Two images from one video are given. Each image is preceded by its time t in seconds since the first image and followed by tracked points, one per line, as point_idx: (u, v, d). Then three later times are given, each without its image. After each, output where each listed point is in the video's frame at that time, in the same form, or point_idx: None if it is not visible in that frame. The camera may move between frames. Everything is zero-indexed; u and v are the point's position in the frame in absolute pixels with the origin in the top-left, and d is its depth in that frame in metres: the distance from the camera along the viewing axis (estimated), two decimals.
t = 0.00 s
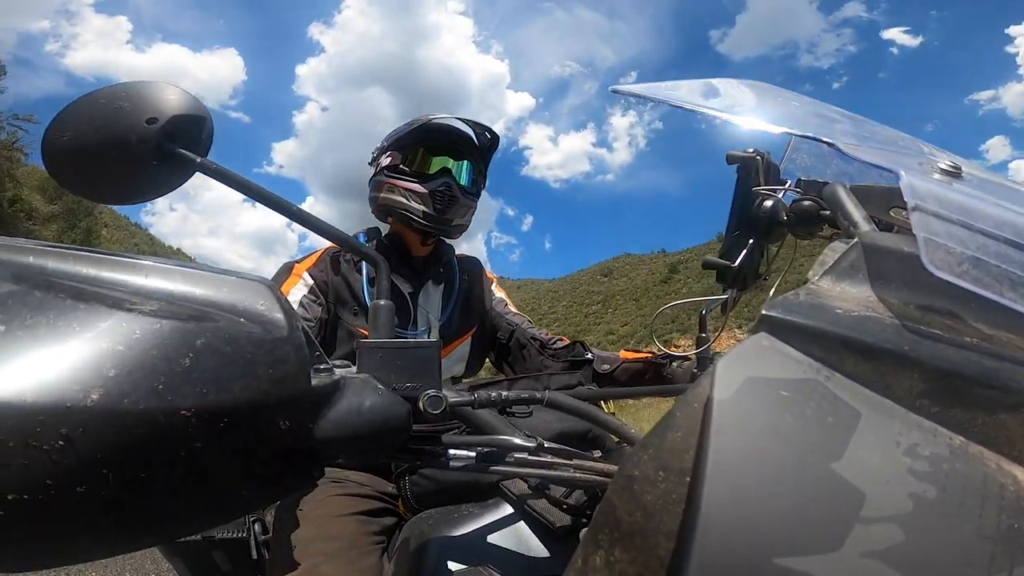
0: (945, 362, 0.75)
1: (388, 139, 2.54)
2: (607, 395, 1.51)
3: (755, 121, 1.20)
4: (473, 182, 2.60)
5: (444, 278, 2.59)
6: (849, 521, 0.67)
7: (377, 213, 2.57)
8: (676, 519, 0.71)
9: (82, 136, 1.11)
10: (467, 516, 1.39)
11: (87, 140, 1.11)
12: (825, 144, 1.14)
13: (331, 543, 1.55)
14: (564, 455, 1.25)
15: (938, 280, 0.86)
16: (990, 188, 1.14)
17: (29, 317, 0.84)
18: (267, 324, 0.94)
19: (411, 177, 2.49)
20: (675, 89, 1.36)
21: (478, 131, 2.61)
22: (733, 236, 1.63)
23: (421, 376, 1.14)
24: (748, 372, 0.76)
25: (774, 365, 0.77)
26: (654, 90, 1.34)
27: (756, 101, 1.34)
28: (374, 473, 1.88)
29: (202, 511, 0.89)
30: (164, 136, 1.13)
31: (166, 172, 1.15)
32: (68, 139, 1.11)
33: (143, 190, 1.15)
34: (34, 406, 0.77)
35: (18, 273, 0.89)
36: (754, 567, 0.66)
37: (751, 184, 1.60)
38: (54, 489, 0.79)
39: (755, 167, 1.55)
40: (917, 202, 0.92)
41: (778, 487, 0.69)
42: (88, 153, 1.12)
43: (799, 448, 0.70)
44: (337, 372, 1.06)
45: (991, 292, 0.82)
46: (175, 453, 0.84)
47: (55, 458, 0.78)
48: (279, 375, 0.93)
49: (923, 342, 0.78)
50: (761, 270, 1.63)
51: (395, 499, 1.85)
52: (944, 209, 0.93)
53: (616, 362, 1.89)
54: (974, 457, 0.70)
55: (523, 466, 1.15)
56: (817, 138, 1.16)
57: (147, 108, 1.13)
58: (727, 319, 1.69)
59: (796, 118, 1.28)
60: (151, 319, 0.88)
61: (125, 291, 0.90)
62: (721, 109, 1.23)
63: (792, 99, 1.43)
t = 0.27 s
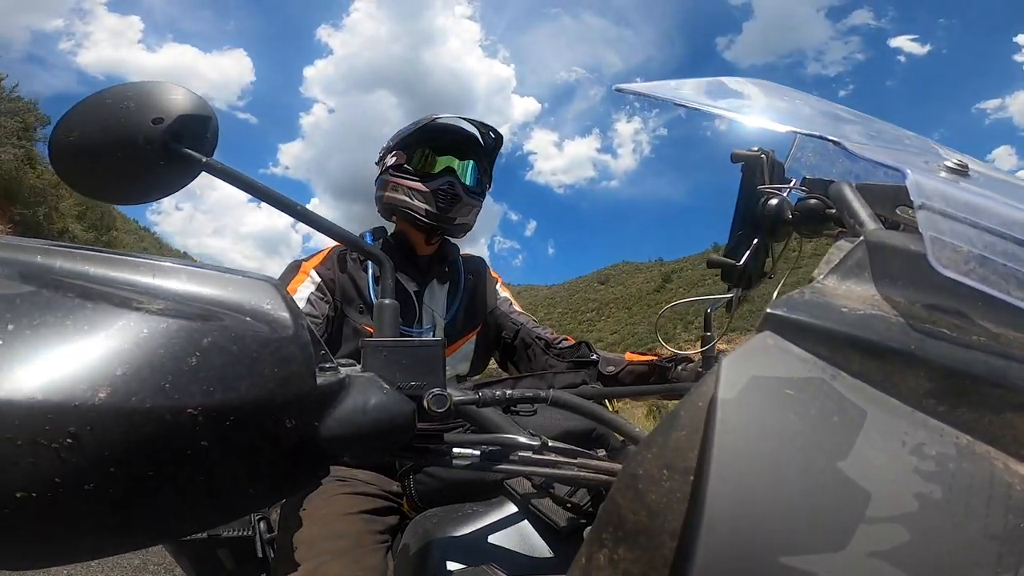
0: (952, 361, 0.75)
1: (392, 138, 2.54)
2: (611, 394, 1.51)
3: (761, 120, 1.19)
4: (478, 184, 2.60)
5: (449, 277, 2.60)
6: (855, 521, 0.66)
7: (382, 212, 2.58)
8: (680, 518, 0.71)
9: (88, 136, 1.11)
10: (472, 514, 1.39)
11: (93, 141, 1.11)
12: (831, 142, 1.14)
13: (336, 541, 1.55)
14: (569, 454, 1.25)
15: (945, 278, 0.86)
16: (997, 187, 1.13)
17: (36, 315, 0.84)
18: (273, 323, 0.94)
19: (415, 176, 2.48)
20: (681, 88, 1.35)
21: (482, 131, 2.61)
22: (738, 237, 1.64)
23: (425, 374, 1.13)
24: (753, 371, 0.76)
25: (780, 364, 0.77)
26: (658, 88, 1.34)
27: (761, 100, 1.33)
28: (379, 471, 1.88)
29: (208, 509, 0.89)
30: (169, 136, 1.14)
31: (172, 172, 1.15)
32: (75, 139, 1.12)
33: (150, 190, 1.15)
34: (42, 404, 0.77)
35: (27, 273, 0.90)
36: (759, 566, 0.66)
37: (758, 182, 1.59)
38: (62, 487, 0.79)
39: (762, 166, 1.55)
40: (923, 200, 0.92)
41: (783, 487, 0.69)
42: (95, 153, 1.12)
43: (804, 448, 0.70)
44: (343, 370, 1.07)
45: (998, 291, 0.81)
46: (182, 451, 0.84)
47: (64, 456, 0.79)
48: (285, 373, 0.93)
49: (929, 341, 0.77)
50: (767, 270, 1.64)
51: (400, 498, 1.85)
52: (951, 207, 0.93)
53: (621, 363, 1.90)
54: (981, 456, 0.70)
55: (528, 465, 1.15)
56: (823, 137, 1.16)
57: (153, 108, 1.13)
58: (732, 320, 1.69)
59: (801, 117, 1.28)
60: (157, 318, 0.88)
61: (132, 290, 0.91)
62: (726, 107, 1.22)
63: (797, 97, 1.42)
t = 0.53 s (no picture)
0: (959, 359, 0.74)
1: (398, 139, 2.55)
2: (615, 394, 1.50)
3: (765, 119, 1.19)
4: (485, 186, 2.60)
5: (454, 279, 2.61)
6: (862, 521, 0.66)
7: (387, 214, 2.59)
8: (686, 518, 0.71)
9: (94, 140, 1.12)
10: (477, 515, 1.39)
11: (99, 145, 1.12)
12: (836, 141, 1.14)
13: (341, 542, 1.55)
14: (573, 455, 1.24)
15: (952, 276, 0.85)
16: (1003, 184, 1.13)
17: (44, 318, 0.85)
18: (277, 325, 0.94)
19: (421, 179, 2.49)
20: (685, 87, 1.35)
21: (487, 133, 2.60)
22: (742, 237, 1.64)
23: (429, 375, 1.13)
24: (758, 371, 0.75)
25: (785, 364, 0.76)
26: (661, 89, 1.34)
27: (765, 99, 1.33)
28: (384, 472, 1.88)
29: (213, 511, 0.89)
30: (174, 139, 1.14)
31: (177, 175, 1.15)
32: (80, 144, 1.12)
33: (155, 194, 1.16)
34: (50, 407, 0.78)
35: (35, 278, 0.90)
36: (766, 566, 0.66)
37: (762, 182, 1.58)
38: (70, 489, 0.79)
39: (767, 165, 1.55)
40: (928, 198, 0.91)
41: (790, 487, 0.68)
42: (100, 157, 1.12)
43: (811, 448, 0.70)
44: (347, 372, 1.07)
45: (1005, 288, 0.81)
46: (188, 453, 0.84)
47: (71, 458, 0.79)
48: (290, 375, 0.93)
49: (936, 340, 0.77)
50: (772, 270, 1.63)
51: (405, 499, 1.85)
52: (956, 205, 0.92)
53: (626, 364, 1.89)
54: (989, 455, 0.69)
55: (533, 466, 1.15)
56: (828, 135, 1.15)
57: (158, 112, 1.13)
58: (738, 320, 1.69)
59: (805, 116, 1.27)
60: (164, 321, 0.88)
61: (139, 294, 0.91)
62: (730, 107, 1.22)
63: (802, 96, 1.41)
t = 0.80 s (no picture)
0: (969, 360, 0.74)
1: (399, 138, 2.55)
2: (620, 394, 1.50)
3: (771, 119, 1.19)
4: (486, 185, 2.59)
5: (457, 279, 2.62)
6: (870, 522, 0.66)
7: (390, 214, 2.59)
8: (692, 519, 0.71)
9: (101, 140, 1.12)
10: (482, 515, 1.39)
11: (106, 146, 1.12)
12: (843, 139, 1.13)
13: (346, 541, 1.55)
14: (578, 454, 1.24)
15: (961, 276, 0.85)
16: (1013, 183, 1.12)
17: (52, 317, 0.85)
18: (283, 324, 0.95)
19: (418, 180, 2.48)
20: (690, 86, 1.35)
21: (488, 131, 2.59)
22: (749, 235, 1.64)
23: (435, 375, 1.13)
24: (766, 371, 0.75)
25: (792, 364, 0.76)
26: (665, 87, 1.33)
27: (771, 98, 1.32)
28: (388, 471, 1.88)
29: (219, 510, 0.90)
30: (180, 140, 1.14)
31: (183, 175, 1.15)
32: (88, 145, 1.12)
33: (161, 194, 1.16)
34: (58, 406, 0.78)
35: (43, 278, 0.91)
36: (772, 566, 0.66)
37: (769, 181, 1.58)
38: (77, 488, 0.79)
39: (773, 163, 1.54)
40: (938, 197, 0.91)
41: (796, 488, 0.68)
42: (107, 157, 1.12)
43: (818, 448, 0.70)
44: (353, 371, 1.07)
45: (1015, 288, 0.80)
46: (194, 452, 0.84)
47: (79, 457, 0.79)
48: (295, 375, 0.93)
49: (945, 340, 0.76)
50: (779, 269, 1.63)
51: (410, 497, 1.85)
52: (967, 204, 0.92)
53: (632, 363, 1.88)
54: (999, 456, 0.69)
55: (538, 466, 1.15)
56: (835, 134, 1.15)
57: (165, 112, 1.13)
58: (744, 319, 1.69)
59: (812, 115, 1.27)
60: (171, 320, 0.88)
61: (146, 293, 0.91)
62: (736, 106, 1.22)
63: (808, 95, 1.41)
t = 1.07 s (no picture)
0: (978, 363, 0.74)
1: (403, 139, 2.55)
2: (626, 396, 1.50)
3: (780, 121, 1.19)
4: (489, 184, 2.61)
5: (462, 281, 2.63)
6: (876, 525, 0.66)
7: (395, 215, 2.60)
8: (697, 521, 0.71)
9: (112, 141, 1.13)
10: (486, 516, 1.39)
11: (117, 147, 1.13)
12: (852, 141, 1.13)
13: (350, 542, 1.55)
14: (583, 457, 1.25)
15: (970, 279, 0.85)
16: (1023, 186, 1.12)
17: (63, 316, 0.85)
18: (291, 325, 0.95)
19: (422, 179, 2.49)
20: (697, 88, 1.35)
21: (491, 131, 2.60)
22: (757, 238, 1.64)
23: (441, 376, 1.14)
24: (772, 374, 0.75)
25: (800, 366, 0.76)
26: (673, 89, 1.33)
27: (779, 100, 1.32)
28: (392, 472, 1.88)
29: (225, 509, 0.90)
30: (191, 141, 1.14)
31: (193, 176, 1.16)
32: (99, 146, 1.13)
33: (172, 195, 1.16)
34: (68, 404, 0.78)
35: (55, 277, 0.91)
36: (776, 569, 0.66)
37: (776, 184, 1.58)
38: (86, 486, 0.80)
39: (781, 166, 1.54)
40: (947, 200, 0.91)
41: (803, 490, 0.68)
42: (118, 158, 1.13)
43: (825, 451, 0.70)
44: (359, 372, 1.07)
45: None
46: (202, 451, 0.85)
47: (88, 455, 0.79)
48: (303, 375, 0.93)
49: (954, 343, 0.76)
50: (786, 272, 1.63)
51: (414, 498, 1.85)
52: (977, 207, 0.92)
53: (638, 366, 1.87)
54: (1008, 460, 0.69)
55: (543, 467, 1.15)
56: (843, 136, 1.15)
57: (176, 113, 1.14)
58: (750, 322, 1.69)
59: (819, 117, 1.27)
60: (180, 320, 0.89)
61: (156, 293, 0.92)
62: (743, 108, 1.22)
63: (815, 98, 1.41)
